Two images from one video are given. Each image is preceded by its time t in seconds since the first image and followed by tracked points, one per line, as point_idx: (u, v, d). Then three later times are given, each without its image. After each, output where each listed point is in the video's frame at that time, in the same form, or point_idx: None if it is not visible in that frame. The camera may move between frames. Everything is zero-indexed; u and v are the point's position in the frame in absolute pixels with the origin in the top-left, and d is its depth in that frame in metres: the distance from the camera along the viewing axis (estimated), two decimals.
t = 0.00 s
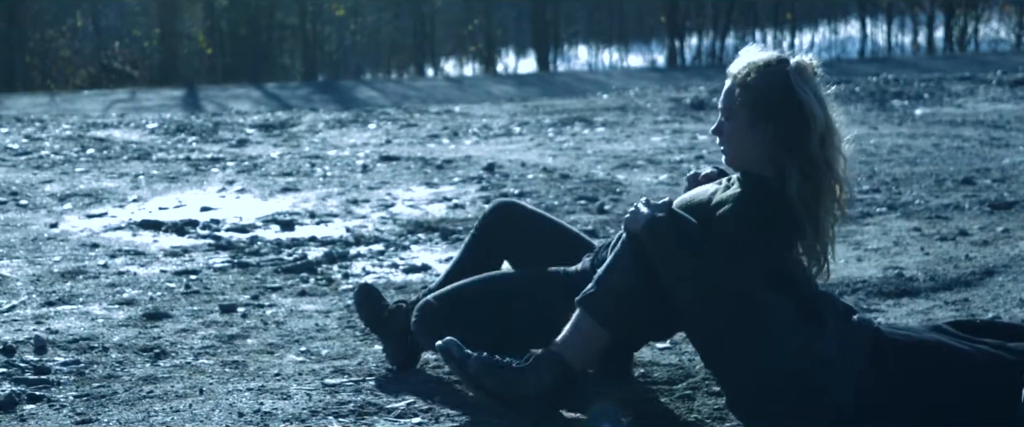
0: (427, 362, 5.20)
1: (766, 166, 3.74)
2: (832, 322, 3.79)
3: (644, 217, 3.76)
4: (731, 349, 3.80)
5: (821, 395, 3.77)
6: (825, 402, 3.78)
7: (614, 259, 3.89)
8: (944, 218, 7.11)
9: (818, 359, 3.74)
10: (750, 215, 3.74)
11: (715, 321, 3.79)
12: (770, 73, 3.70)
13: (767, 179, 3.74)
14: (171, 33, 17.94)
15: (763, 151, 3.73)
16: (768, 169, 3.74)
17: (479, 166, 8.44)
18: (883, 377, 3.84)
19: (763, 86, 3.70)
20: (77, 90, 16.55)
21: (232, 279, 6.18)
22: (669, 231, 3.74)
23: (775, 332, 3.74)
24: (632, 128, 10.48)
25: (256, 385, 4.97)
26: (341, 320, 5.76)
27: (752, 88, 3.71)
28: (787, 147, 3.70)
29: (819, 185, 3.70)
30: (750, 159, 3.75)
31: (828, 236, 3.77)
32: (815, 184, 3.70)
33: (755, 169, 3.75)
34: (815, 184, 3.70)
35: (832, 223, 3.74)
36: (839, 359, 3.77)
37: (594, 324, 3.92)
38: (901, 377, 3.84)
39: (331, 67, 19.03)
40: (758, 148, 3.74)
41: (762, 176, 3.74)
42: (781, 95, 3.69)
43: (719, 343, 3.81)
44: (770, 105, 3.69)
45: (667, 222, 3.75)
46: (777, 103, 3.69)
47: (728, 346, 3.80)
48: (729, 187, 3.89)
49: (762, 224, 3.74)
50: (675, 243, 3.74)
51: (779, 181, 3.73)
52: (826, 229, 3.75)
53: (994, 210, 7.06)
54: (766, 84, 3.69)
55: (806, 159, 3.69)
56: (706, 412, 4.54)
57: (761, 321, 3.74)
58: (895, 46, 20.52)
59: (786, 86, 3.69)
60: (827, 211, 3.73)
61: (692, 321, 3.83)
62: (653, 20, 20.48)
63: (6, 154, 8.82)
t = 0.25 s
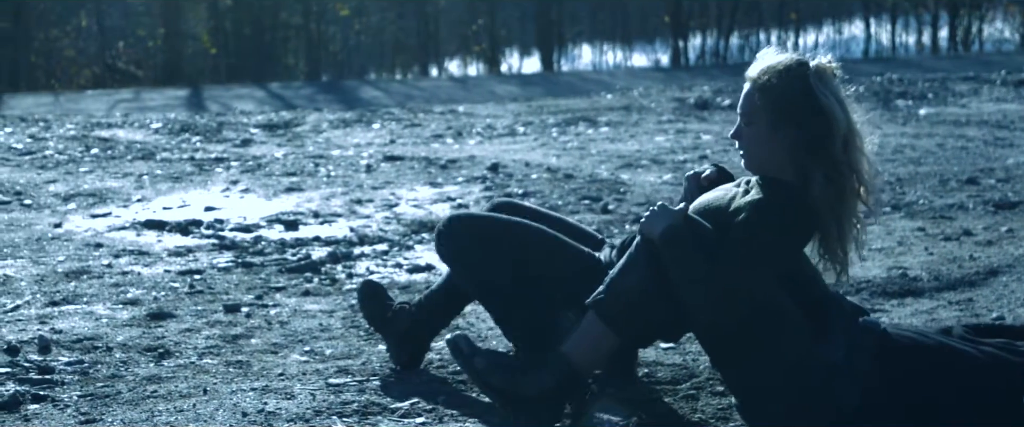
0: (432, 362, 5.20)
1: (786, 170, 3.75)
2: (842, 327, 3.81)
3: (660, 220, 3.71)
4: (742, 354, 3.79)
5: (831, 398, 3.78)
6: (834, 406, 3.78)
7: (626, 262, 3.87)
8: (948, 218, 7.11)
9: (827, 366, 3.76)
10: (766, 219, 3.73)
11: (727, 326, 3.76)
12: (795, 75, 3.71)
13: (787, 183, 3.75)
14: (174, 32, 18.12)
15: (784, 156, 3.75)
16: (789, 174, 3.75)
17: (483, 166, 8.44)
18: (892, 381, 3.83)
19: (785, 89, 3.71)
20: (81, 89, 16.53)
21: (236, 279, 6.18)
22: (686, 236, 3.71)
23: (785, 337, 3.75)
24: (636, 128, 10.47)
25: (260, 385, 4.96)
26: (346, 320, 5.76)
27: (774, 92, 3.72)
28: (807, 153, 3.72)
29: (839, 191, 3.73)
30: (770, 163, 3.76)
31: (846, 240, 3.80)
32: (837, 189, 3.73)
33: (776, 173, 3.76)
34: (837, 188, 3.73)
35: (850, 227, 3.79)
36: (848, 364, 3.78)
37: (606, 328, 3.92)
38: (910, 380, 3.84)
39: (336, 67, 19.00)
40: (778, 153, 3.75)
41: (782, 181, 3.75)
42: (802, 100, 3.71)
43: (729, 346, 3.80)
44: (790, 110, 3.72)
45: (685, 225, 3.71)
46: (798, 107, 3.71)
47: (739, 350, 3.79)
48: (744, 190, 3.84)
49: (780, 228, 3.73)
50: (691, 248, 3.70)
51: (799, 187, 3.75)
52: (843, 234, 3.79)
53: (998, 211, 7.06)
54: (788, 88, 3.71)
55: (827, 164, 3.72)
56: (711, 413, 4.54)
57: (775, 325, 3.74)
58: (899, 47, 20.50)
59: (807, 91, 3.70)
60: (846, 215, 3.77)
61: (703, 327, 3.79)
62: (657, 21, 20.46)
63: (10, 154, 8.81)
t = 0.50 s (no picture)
0: (438, 362, 5.20)
1: (801, 173, 3.79)
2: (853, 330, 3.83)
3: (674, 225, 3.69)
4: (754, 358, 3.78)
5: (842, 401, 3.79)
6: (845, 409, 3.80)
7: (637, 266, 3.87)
8: (955, 218, 7.11)
9: (839, 370, 3.78)
10: (781, 222, 3.77)
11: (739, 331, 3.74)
12: (809, 81, 3.75)
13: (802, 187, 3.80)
14: (181, 32, 17.77)
15: (799, 160, 3.78)
16: (804, 177, 3.80)
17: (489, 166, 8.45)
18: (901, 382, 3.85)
19: (802, 94, 3.75)
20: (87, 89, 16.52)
21: (242, 279, 6.19)
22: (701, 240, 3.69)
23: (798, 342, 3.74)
24: (643, 128, 10.47)
25: (266, 385, 4.97)
26: (352, 320, 5.76)
27: (791, 96, 3.76)
28: (825, 156, 3.77)
29: (854, 194, 3.79)
30: (785, 166, 3.79)
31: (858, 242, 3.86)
32: (853, 192, 3.79)
33: (790, 176, 3.80)
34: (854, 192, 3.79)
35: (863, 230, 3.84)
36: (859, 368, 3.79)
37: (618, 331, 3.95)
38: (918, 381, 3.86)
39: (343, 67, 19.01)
40: (792, 157, 3.78)
41: (796, 185, 3.80)
42: (819, 105, 3.75)
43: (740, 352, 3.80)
44: (807, 116, 3.75)
45: (697, 230, 3.69)
46: (815, 113, 3.75)
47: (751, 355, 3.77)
48: (755, 195, 3.89)
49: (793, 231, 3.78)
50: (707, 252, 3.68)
51: (814, 191, 3.81)
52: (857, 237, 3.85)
53: (1004, 211, 7.06)
54: (805, 93, 3.75)
55: (844, 167, 3.77)
56: (717, 411, 4.55)
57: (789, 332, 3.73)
58: (905, 46, 20.50)
59: (823, 97, 3.74)
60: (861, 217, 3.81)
61: (715, 333, 3.78)
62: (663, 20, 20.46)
63: (16, 154, 8.82)
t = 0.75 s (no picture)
0: (446, 361, 5.20)
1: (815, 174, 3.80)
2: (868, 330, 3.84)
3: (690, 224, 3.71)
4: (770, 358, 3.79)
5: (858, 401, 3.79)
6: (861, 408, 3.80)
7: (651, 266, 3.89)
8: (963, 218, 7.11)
9: (855, 372, 3.78)
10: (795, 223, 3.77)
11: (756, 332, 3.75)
12: (826, 82, 3.76)
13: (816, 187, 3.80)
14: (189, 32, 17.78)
15: (815, 161, 3.79)
16: (818, 177, 3.81)
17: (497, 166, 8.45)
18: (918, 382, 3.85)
19: (816, 96, 3.76)
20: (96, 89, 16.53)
21: (251, 278, 6.19)
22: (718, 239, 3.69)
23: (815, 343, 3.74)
24: (651, 128, 10.46)
25: (275, 384, 4.97)
26: (361, 320, 5.76)
27: (806, 98, 3.76)
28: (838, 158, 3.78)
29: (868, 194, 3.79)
30: (801, 166, 3.80)
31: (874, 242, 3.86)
32: (866, 192, 3.80)
33: (806, 176, 3.80)
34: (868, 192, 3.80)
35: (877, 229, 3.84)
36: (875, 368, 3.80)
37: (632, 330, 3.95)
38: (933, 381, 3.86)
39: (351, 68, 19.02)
40: (808, 158, 3.79)
41: (811, 185, 3.81)
42: (833, 107, 3.76)
43: (756, 353, 3.79)
44: (822, 117, 3.76)
45: (713, 230, 3.69)
46: (829, 115, 3.76)
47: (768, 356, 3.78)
48: (771, 199, 3.91)
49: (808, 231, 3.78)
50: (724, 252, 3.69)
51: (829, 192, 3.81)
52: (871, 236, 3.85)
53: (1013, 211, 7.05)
54: (820, 95, 3.76)
55: (858, 169, 3.79)
56: (727, 410, 4.55)
57: (805, 333, 3.72)
58: (914, 46, 20.48)
59: (839, 99, 3.76)
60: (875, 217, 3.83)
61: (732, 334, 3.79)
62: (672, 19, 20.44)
63: (25, 154, 8.82)
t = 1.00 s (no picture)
0: (454, 361, 5.20)
1: (821, 175, 3.80)
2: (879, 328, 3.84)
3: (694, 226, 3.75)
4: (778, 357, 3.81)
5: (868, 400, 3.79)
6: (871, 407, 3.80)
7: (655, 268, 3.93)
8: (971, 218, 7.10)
9: (866, 371, 3.78)
10: (804, 224, 3.77)
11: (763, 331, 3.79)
12: (831, 82, 3.76)
13: (822, 187, 3.81)
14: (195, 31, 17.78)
15: (821, 162, 3.79)
16: (825, 178, 3.81)
17: (505, 167, 8.45)
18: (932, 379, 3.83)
19: (822, 95, 3.76)
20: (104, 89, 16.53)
21: (258, 278, 6.19)
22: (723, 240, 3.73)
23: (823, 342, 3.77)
24: (659, 128, 10.45)
25: (282, 384, 4.97)
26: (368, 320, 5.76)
27: (811, 98, 3.76)
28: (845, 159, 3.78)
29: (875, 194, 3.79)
30: (806, 167, 3.80)
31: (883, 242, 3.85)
32: (874, 192, 3.79)
33: (812, 177, 3.81)
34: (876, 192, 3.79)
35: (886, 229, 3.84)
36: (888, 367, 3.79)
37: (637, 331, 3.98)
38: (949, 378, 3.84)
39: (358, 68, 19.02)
40: (816, 158, 3.79)
41: (817, 187, 3.81)
42: (840, 107, 3.76)
43: (765, 351, 3.82)
44: (829, 117, 3.76)
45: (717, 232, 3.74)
46: (835, 115, 3.76)
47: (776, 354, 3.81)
48: (777, 199, 3.92)
49: (815, 232, 3.78)
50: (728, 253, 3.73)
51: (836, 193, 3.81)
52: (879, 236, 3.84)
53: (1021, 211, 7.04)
54: (825, 95, 3.76)
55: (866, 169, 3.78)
56: (734, 411, 4.55)
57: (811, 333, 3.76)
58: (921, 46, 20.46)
59: (846, 98, 3.76)
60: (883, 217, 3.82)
61: (739, 332, 3.83)
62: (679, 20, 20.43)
63: (33, 154, 8.83)
